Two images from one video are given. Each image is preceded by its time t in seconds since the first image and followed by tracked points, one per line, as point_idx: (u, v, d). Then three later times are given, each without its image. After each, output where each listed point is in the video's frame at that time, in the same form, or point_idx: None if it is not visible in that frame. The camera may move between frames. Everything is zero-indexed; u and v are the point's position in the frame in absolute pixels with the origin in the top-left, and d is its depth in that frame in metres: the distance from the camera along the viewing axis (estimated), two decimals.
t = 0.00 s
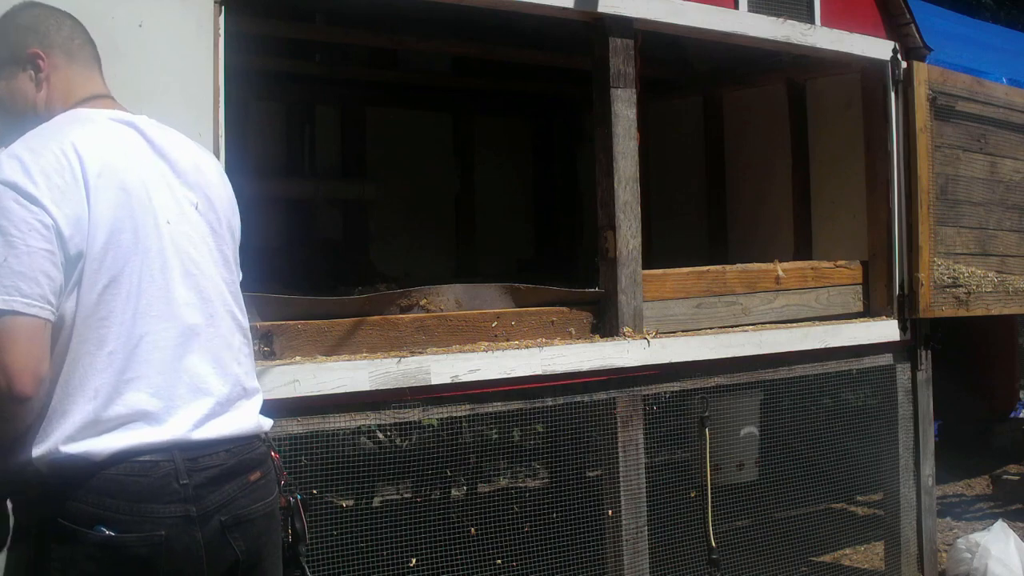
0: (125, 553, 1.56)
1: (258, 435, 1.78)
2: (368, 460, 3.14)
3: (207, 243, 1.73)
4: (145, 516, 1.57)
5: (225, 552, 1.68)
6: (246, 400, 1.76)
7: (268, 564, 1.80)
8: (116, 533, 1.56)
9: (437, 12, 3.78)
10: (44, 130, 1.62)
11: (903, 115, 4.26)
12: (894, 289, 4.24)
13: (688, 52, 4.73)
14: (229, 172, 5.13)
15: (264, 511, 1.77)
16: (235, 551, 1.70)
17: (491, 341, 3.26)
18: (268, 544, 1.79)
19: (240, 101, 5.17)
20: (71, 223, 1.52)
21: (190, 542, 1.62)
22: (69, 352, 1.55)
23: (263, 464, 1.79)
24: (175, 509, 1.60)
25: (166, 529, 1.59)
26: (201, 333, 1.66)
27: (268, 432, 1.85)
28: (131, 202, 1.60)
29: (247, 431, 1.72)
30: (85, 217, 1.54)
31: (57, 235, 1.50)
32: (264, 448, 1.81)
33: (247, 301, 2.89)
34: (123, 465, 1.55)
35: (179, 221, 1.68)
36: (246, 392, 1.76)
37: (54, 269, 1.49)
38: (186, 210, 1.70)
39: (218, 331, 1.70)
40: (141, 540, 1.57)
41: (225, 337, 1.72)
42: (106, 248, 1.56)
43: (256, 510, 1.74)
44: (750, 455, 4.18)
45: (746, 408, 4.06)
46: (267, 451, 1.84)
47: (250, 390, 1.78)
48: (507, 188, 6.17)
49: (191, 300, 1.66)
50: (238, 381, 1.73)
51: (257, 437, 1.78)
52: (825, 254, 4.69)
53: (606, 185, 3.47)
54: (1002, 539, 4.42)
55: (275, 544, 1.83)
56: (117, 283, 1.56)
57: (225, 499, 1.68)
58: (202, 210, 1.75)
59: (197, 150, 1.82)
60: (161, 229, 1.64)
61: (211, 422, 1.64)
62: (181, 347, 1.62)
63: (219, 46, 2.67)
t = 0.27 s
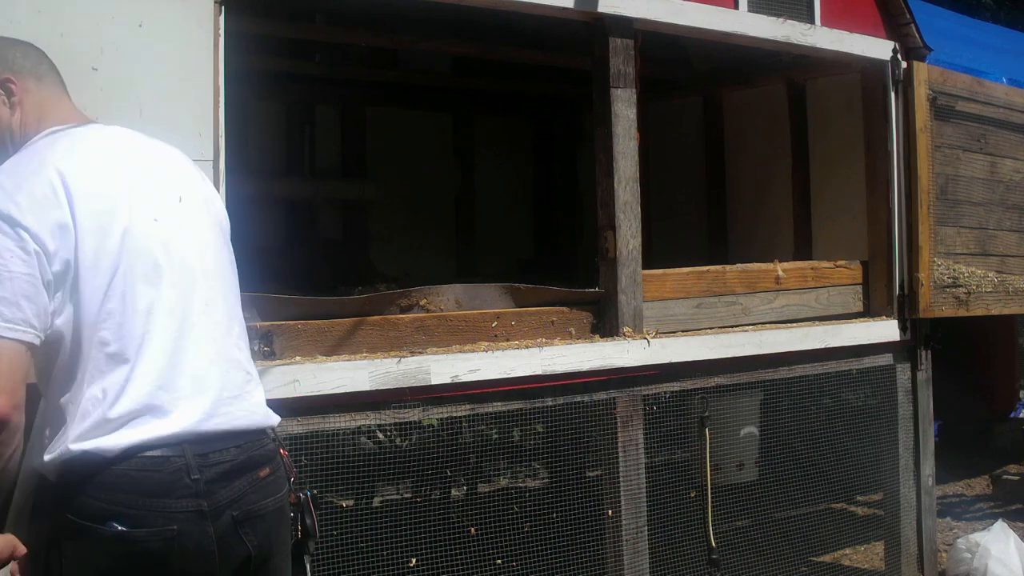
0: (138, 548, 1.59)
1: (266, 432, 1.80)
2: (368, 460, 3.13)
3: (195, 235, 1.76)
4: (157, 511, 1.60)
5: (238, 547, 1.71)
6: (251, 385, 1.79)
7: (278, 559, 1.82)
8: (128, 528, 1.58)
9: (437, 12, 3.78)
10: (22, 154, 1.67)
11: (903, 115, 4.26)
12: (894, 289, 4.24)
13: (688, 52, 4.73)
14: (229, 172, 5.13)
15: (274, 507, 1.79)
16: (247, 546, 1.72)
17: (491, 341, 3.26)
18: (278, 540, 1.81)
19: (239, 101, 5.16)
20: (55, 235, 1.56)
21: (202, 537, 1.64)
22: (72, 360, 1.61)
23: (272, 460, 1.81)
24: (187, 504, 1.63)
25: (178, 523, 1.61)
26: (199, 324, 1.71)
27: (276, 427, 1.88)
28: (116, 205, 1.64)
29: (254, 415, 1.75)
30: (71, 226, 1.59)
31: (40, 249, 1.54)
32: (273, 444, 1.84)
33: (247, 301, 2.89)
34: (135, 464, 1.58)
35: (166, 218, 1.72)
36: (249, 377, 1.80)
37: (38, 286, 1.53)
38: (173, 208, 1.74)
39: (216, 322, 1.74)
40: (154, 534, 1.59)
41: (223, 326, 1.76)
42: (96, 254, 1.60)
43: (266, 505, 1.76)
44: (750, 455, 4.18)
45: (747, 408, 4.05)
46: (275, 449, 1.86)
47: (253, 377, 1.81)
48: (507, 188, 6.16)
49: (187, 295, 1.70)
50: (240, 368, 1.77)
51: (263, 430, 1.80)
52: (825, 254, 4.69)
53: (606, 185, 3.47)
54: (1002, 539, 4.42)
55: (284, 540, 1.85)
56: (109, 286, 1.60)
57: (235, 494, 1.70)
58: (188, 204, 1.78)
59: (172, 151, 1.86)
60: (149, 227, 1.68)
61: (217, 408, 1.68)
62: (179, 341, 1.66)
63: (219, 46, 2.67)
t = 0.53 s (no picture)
0: (149, 549, 1.60)
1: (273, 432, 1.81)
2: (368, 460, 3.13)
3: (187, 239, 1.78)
4: (168, 512, 1.61)
5: (249, 547, 1.72)
6: (255, 380, 1.80)
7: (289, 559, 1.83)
8: (138, 530, 1.60)
9: (437, 12, 3.78)
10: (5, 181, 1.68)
11: (903, 115, 4.26)
12: (894, 289, 4.24)
13: (688, 53, 4.73)
14: (229, 172, 5.14)
15: (284, 506, 1.81)
16: (259, 546, 1.73)
17: (491, 341, 3.26)
18: (288, 540, 1.82)
19: (239, 101, 5.17)
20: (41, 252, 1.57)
21: (213, 536, 1.65)
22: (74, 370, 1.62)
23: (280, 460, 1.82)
24: (198, 504, 1.64)
25: (189, 524, 1.62)
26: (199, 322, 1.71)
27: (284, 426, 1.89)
28: (105, 215, 1.66)
29: (259, 409, 1.76)
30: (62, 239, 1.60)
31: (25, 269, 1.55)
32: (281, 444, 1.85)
33: (247, 301, 2.89)
34: (145, 464, 1.60)
35: (156, 224, 1.73)
36: (253, 373, 1.81)
37: (22, 309, 1.54)
38: (163, 213, 1.76)
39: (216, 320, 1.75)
40: (165, 536, 1.60)
41: (223, 324, 1.77)
42: (90, 264, 1.61)
43: (276, 505, 1.77)
44: (750, 455, 4.18)
45: (747, 408, 4.05)
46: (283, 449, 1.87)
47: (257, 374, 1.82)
48: (507, 188, 6.16)
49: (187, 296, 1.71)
50: (243, 365, 1.78)
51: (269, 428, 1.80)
52: (825, 254, 4.69)
53: (606, 185, 3.47)
54: (1002, 539, 4.42)
55: (294, 540, 1.86)
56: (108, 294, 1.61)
57: (245, 494, 1.71)
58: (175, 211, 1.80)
59: (156, 160, 1.88)
60: (141, 234, 1.69)
61: (222, 403, 1.69)
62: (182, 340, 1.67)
63: (219, 46, 2.67)
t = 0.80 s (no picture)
0: (151, 555, 1.61)
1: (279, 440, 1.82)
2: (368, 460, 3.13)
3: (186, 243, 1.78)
4: (168, 517, 1.62)
5: (252, 555, 1.72)
6: (257, 381, 1.81)
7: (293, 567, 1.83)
8: (139, 535, 1.60)
9: (437, 11, 3.78)
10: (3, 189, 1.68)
11: (903, 115, 4.26)
12: (894, 289, 4.24)
13: (688, 52, 4.73)
14: (229, 172, 5.13)
15: (289, 514, 1.80)
16: (262, 554, 1.73)
17: (491, 341, 3.26)
18: (293, 548, 1.82)
19: (239, 101, 5.16)
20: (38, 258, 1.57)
21: (214, 544, 1.66)
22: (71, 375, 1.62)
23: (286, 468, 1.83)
24: (200, 510, 1.64)
25: (190, 530, 1.63)
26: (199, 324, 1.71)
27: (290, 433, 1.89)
28: (102, 220, 1.66)
29: (262, 409, 1.76)
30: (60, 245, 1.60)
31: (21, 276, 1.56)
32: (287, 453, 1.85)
33: (246, 301, 2.88)
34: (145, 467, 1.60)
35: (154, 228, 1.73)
36: (254, 374, 1.81)
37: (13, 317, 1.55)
38: (162, 218, 1.77)
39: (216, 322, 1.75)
40: (166, 541, 1.61)
41: (223, 327, 1.77)
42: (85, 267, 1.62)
43: (279, 514, 1.77)
44: (750, 455, 4.19)
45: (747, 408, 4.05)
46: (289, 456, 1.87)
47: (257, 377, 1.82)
48: (507, 188, 6.16)
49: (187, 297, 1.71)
50: (243, 367, 1.78)
51: (274, 433, 1.80)
52: (825, 254, 4.69)
53: (606, 185, 3.47)
54: (1002, 539, 4.42)
55: (300, 548, 1.86)
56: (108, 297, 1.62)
57: (248, 503, 1.71)
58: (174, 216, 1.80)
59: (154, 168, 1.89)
60: (139, 238, 1.69)
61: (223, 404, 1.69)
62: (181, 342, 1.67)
63: (219, 46, 2.66)
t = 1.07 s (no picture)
0: (149, 559, 1.61)
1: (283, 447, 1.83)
2: (368, 460, 3.14)
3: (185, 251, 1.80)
4: (168, 522, 1.62)
5: (253, 563, 1.71)
6: (256, 388, 1.80)
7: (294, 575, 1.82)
8: (138, 539, 1.61)
9: (437, 11, 3.78)
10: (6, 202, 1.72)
11: (903, 115, 4.26)
12: (894, 289, 4.24)
13: (688, 52, 4.73)
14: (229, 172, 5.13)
15: (290, 521, 1.80)
16: (263, 561, 1.73)
17: (491, 341, 3.26)
18: (294, 556, 1.81)
19: (238, 101, 5.17)
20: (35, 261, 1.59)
21: (214, 549, 1.66)
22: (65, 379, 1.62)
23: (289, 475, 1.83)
24: (200, 515, 1.65)
25: (190, 535, 1.63)
26: (195, 327, 1.71)
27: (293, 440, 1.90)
28: (101, 226, 1.69)
29: (260, 414, 1.75)
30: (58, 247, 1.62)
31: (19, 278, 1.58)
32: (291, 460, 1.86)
33: (246, 301, 2.88)
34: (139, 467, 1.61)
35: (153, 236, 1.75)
36: (253, 382, 1.80)
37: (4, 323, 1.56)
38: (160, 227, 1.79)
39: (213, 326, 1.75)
40: (164, 546, 1.62)
41: (223, 331, 1.78)
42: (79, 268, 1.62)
43: (281, 521, 1.77)
44: (750, 455, 4.19)
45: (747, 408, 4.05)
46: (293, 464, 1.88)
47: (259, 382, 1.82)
48: (507, 188, 6.16)
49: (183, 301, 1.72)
50: (243, 372, 1.78)
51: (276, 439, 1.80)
52: (825, 255, 4.69)
53: (606, 184, 3.47)
54: (1002, 539, 4.42)
55: (301, 556, 1.85)
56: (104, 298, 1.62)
57: (249, 509, 1.72)
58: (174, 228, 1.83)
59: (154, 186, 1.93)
60: (138, 243, 1.71)
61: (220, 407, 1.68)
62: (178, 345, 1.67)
63: (219, 46, 2.66)
